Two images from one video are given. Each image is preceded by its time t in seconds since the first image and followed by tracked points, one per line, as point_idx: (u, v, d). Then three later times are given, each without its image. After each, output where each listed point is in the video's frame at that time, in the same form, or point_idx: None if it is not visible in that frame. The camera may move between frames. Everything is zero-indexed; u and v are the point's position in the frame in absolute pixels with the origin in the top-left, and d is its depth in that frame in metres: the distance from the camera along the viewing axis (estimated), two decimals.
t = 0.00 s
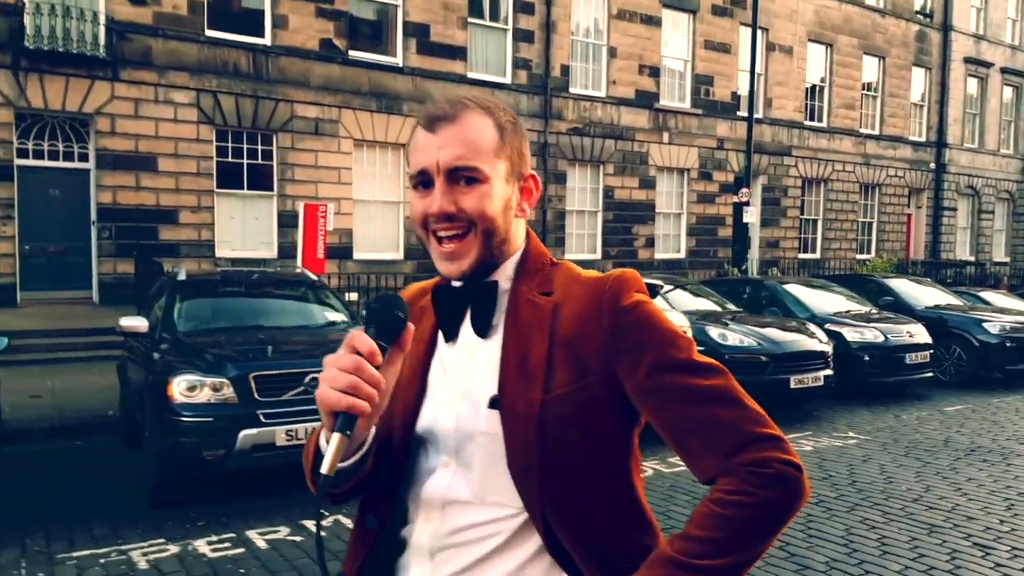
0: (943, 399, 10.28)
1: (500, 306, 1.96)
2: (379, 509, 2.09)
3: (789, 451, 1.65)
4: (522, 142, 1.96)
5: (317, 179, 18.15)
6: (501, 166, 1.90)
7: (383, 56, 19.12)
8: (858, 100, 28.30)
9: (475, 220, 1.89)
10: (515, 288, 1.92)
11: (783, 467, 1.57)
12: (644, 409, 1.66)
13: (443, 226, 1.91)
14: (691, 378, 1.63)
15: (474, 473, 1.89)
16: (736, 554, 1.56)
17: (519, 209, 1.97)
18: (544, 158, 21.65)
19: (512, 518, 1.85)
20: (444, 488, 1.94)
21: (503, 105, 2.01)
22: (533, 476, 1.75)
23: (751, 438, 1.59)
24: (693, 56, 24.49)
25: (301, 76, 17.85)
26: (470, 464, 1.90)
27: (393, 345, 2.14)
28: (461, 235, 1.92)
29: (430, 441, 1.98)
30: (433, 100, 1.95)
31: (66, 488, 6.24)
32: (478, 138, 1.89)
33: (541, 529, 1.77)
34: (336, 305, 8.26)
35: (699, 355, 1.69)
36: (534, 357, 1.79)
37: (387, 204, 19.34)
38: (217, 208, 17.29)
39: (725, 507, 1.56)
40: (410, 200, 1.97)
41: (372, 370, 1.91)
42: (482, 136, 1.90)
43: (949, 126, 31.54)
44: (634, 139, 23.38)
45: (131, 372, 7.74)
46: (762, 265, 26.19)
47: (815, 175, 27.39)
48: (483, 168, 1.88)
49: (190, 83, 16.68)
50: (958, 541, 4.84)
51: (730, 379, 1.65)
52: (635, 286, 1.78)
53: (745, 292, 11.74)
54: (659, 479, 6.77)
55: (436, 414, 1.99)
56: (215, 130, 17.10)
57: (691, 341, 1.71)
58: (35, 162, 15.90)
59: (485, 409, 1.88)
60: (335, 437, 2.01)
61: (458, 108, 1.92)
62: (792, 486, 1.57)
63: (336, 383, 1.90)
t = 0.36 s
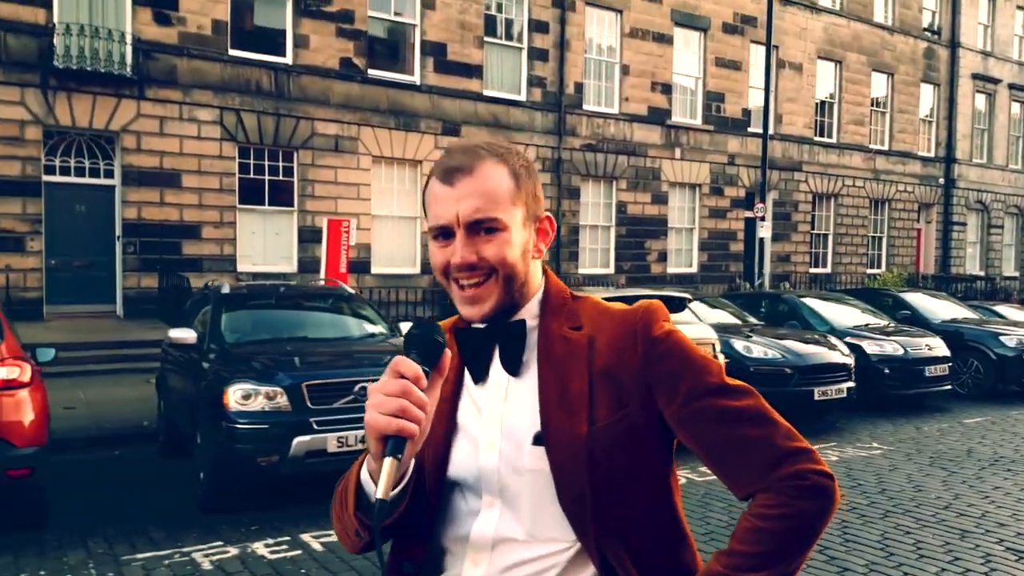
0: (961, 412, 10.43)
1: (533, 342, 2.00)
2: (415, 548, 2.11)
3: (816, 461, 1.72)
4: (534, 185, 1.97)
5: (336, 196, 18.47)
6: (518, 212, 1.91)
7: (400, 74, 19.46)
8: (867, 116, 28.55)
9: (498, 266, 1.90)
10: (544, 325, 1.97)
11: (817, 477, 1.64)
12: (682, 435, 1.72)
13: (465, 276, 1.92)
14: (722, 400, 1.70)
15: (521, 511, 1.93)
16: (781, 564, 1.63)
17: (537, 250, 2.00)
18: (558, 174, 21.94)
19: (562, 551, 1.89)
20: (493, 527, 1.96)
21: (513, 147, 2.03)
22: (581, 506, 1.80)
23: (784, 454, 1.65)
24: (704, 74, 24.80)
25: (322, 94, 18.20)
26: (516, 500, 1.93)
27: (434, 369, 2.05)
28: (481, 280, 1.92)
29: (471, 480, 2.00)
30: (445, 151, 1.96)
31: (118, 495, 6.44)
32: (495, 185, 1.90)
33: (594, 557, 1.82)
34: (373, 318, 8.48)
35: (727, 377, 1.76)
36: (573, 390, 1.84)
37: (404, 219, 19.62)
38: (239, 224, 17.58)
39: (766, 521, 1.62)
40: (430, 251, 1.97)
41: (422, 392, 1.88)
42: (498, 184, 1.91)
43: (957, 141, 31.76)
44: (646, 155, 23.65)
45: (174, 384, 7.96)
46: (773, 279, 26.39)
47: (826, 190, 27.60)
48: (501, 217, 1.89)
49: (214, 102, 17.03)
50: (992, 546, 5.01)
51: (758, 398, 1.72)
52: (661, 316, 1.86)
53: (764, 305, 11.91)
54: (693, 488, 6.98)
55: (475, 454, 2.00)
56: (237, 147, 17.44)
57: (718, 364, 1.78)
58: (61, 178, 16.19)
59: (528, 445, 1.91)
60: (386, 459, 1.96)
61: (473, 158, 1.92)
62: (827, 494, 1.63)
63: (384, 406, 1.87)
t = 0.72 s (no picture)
0: (973, 413, 10.62)
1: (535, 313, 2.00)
2: (418, 522, 2.05)
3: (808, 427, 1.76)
4: (541, 156, 2.05)
5: (350, 200, 18.72)
6: (529, 175, 1.96)
7: (414, 80, 19.71)
8: (874, 121, 28.76)
9: (508, 226, 1.94)
10: (544, 295, 1.98)
11: (811, 437, 1.68)
12: (683, 397, 1.74)
13: (474, 231, 1.95)
14: (718, 363, 1.74)
15: (525, 479, 1.90)
16: (780, 524, 1.64)
17: (541, 221, 2.05)
18: (568, 178, 22.18)
19: (565, 518, 1.88)
20: (495, 495, 1.93)
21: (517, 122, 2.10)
22: (588, 467, 1.79)
23: (781, 414, 1.69)
24: (712, 78, 25.02)
25: (336, 99, 18.46)
26: (519, 465, 1.92)
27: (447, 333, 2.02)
28: (488, 240, 1.96)
29: (473, 450, 1.98)
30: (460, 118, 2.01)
31: (161, 492, 6.65)
32: (508, 149, 1.96)
33: (599, 521, 1.82)
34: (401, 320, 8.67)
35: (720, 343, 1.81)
36: (577, 354, 1.85)
37: (416, 223, 19.85)
38: (254, 227, 17.82)
39: (768, 480, 1.64)
40: (440, 210, 2.00)
41: (437, 355, 1.85)
42: (513, 150, 1.97)
43: (963, 145, 31.97)
44: (655, 159, 23.87)
45: (209, 384, 8.19)
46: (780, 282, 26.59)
47: (832, 194, 27.46)
48: (514, 178, 1.93)
49: (231, 107, 17.28)
50: (1012, 540, 5.20)
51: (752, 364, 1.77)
52: (656, 287, 1.90)
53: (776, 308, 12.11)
54: (717, 486, 7.24)
55: (476, 426, 1.98)
56: (253, 152, 17.70)
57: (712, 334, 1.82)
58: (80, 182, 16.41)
59: (531, 410, 1.90)
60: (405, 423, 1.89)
61: (491, 125, 1.99)
62: (822, 453, 1.67)
63: (402, 365, 1.84)
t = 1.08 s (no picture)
0: (981, 411, 10.77)
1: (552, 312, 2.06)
2: (439, 518, 2.13)
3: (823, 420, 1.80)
4: (559, 157, 2.12)
5: (360, 202, 18.89)
6: (547, 176, 2.05)
7: (422, 82, 19.88)
8: (877, 122, 28.93)
9: (526, 226, 2.03)
10: (559, 294, 2.06)
11: (824, 431, 1.70)
12: (696, 392, 1.79)
13: (495, 232, 2.04)
14: (732, 359, 1.78)
15: (542, 472, 1.98)
16: (793, 517, 1.67)
17: (558, 219, 2.12)
18: (574, 179, 22.34)
19: (580, 508, 1.95)
20: (512, 487, 2.01)
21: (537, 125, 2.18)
22: (602, 461, 1.87)
23: (794, 409, 1.72)
24: (717, 80, 25.17)
25: (346, 101, 18.64)
26: (534, 457, 2.00)
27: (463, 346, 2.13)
28: (507, 240, 2.06)
29: (491, 444, 2.07)
30: (481, 122, 2.10)
31: (192, 488, 6.81)
32: (525, 150, 2.04)
33: (611, 512, 1.89)
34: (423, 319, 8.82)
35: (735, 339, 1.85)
36: (590, 353, 1.92)
37: (425, 223, 20.01)
38: (266, 228, 17.98)
39: (781, 472, 1.68)
40: (460, 211, 2.09)
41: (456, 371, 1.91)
42: (532, 152, 2.05)
43: (966, 147, 32.12)
44: (661, 160, 24.03)
45: (235, 382, 8.36)
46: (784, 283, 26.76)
47: (836, 195, 27.88)
48: (532, 177, 2.02)
49: (243, 109, 17.44)
50: None
51: (766, 358, 1.80)
52: (671, 284, 1.94)
53: (785, 307, 12.27)
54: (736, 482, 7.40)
55: (495, 421, 2.07)
56: (265, 154, 17.87)
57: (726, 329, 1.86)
58: (94, 184, 16.56)
59: (546, 406, 1.98)
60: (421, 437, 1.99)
61: (509, 127, 2.07)
62: (835, 447, 1.69)
63: (418, 385, 1.90)
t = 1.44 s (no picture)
0: (992, 411, 10.93)
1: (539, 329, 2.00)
2: (418, 520, 2.08)
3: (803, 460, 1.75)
4: (567, 175, 2.07)
5: (372, 205, 19.11)
6: (555, 192, 2.00)
7: (433, 86, 20.10)
8: (882, 125, 29.11)
9: (531, 241, 1.99)
10: (549, 311, 1.99)
11: (802, 471, 1.65)
12: (670, 423, 1.74)
13: (501, 243, 1.99)
14: (710, 393, 1.72)
15: (511, 485, 1.92)
16: (759, 552, 1.64)
17: (563, 234, 2.06)
18: (583, 182, 22.55)
19: (545, 522, 1.89)
20: (481, 495, 1.96)
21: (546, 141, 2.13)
22: (565, 478, 1.82)
23: (770, 444, 1.67)
24: (724, 83, 25.36)
25: (359, 105, 18.86)
26: (505, 469, 1.93)
27: (452, 365, 2.08)
28: (513, 252, 2.00)
29: (469, 452, 2.01)
30: (492, 135, 2.06)
31: (224, 485, 7.00)
32: (534, 167, 2.00)
33: (569, 531, 1.84)
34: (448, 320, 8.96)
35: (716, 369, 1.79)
36: (568, 370, 1.86)
37: (436, 226, 20.25)
38: (279, 232, 18.23)
39: (750, 508, 1.63)
40: (468, 221, 2.05)
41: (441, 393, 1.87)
42: (541, 167, 2.01)
43: (970, 149, 32.34)
44: (669, 163, 24.22)
45: (262, 383, 8.55)
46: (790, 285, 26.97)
47: (842, 198, 28.06)
48: (541, 193, 1.98)
49: (257, 113, 17.66)
50: None
51: (748, 393, 1.74)
52: (658, 312, 1.88)
53: (797, 309, 12.45)
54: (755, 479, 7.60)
55: (474, 426, 2.02)
56: (279, 157, 18.09)
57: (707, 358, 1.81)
58: (111, 187, 16.76)
59: (520, 421, 1.92)
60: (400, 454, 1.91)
61: (520, 142, 2.02)
62: (810, 488, 1.64)
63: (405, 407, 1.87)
